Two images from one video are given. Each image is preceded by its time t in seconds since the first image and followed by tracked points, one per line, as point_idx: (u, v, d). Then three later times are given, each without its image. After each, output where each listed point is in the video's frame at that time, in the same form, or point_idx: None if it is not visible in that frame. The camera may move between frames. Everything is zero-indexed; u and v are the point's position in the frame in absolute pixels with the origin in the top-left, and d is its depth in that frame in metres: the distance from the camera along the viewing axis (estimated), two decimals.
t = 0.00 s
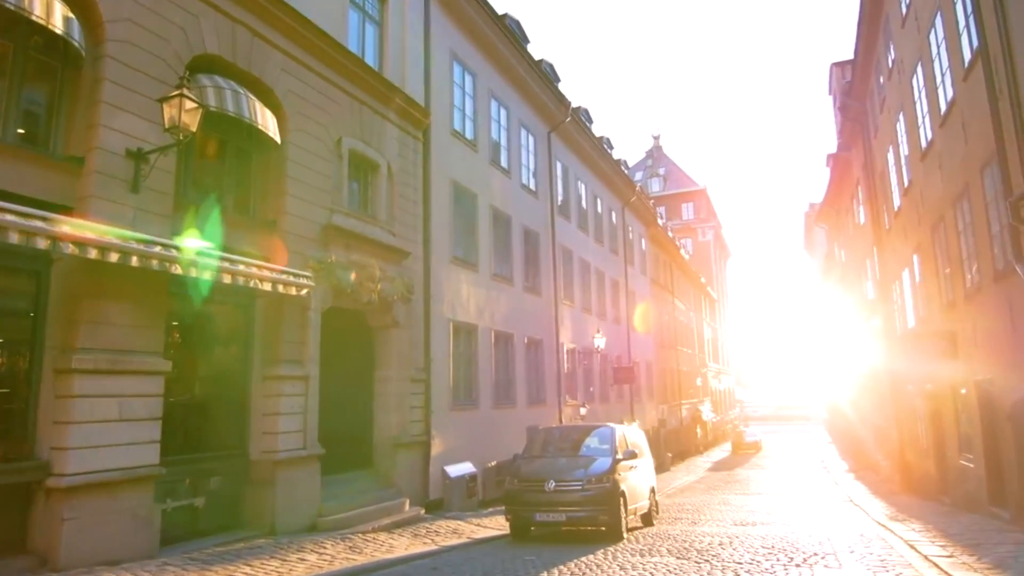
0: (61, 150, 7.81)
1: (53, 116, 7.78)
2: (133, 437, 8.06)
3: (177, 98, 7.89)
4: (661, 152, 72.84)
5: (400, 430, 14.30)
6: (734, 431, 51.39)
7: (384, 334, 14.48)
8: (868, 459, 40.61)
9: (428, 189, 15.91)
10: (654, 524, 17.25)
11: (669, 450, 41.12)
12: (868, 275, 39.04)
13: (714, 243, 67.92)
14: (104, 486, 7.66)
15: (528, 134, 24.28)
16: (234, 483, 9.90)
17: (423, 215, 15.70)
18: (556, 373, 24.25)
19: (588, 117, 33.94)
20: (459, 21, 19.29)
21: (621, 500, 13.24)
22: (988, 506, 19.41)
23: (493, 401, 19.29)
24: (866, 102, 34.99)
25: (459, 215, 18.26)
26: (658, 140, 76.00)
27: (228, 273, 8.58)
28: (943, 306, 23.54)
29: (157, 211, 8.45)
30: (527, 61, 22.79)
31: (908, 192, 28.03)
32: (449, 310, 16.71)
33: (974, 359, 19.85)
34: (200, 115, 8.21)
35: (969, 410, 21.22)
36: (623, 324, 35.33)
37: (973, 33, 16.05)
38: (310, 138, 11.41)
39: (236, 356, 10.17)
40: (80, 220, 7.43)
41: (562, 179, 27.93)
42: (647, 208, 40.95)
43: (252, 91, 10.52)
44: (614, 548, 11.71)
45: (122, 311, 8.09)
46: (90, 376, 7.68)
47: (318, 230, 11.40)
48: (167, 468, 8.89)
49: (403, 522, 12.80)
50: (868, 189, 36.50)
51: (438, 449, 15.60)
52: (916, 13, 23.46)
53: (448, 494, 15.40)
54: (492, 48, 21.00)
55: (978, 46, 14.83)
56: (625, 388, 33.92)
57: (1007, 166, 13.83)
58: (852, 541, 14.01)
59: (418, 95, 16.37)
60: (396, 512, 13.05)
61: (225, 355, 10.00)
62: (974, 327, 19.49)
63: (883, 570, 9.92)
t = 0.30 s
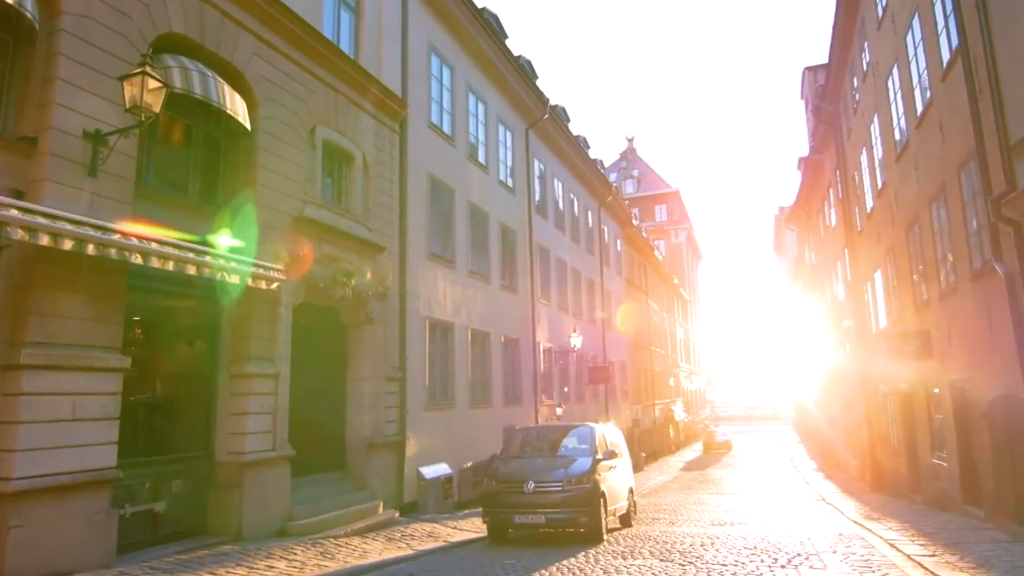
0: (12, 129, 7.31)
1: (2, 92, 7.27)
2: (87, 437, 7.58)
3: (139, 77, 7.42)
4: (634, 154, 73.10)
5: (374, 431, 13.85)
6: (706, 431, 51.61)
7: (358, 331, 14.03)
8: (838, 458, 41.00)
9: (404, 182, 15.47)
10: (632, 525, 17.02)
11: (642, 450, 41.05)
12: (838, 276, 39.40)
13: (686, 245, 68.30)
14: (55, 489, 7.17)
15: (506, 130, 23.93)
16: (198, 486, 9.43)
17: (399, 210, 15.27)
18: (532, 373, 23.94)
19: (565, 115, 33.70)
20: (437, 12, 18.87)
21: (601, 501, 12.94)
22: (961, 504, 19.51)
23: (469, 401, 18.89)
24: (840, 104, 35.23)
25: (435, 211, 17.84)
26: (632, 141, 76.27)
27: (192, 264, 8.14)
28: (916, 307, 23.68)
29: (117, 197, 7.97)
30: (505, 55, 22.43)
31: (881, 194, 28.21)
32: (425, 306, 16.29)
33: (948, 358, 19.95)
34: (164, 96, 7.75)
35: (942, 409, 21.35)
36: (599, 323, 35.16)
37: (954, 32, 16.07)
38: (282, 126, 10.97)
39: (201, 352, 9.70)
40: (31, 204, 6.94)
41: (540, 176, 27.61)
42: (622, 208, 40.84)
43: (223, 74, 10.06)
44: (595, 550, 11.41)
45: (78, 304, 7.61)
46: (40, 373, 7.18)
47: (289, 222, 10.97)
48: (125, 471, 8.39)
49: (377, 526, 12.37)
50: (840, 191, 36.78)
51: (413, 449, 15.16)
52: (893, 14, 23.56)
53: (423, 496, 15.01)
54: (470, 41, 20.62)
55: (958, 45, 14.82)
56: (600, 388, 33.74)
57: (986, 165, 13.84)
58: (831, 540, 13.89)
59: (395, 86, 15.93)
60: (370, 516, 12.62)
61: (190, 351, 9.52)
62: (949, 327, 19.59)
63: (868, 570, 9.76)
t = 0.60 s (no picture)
0: None
1: None
2: (38, 437, 7.13)
3: (96, 54, 7.00)
4: (609, 154, 73.24)
5: (347, 430, 13.45)
6: (679, 430, 51.82)
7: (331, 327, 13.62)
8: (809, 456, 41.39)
9: (380, 174, 15.08)
10: (609, 524, 16.81)
11: (617, 449, 41.02)
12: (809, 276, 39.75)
13: (659, 245, 68.60)
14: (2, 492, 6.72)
15: (483, 124, 23.60)
16: (161, 489, 8.99)
17: (374, 203, 14.88)
18: (508, 371, 23.65)
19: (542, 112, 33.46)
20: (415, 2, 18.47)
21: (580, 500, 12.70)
22: (934, 502, 19.65)
23: (445, 399, 18.55)
24: (813, 106, 35.47)
25: (411, 205, 17.47)
26: (606, 142, 76.43)
27: (155, 254, 7.68)
28: (890, 306, 23.85)
29: (75, 181, 7.54)
30: (483, 48, 22.11)
31: (855, 194, 28.41)
32: (400, 302, 15.91)
33: (921, 357, 20.09)
34: (126, 75, 7.34)
35: (914, 407, 21.51)
36: (574, 322, 35.00)
37: (932, 31, 16.12)
38: (251, 113, 10.54)
39: (164, 348, 9.25)
40: None
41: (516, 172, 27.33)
42: (598, 206, 40.73)
43: (189, 57, 9.62)
44: (575, 551, 11.16)
45: (30, 295, 7.16)
46: None
47: (259, 213, 10.55)
48: (81, 473, 7.94)
49: (349, 528, 12.00)
50: (812, 192, 37.05)
51: (387, 449, 14.78)
52: (869, 15, 23.67)
53: (397, 497, 14.69)
54: (448, 33, 20.26)
55: (936, 44, 14.84)
56: (575, 387, 33.59)
57: (964, 164, 13.85)
58: (808, 537, 13.81)
59: (370, 75, 15.51)
60: (342, 517, 12.24)
61: (152, 346, 9.07)
62: (922, 325, 19.72)
63: (851, 569, 9.62)
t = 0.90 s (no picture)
0: None
1: None
2: None
3: (44, 21, 6.50)
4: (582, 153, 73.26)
5: (316, 427, 12.97)
6: (650, 428, 51.94)
7: (300, 321, 13.11)
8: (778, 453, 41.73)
9: (353, 164, 14.60)
10: (585, 523, 16.53)
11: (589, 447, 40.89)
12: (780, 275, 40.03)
13: (632, 244, 68.81)
14: None
15: (458, 117, 23.18)
16: (116, 491, 8.47)
17: (347, 193, 14.40)
18: (482, 368, 23.27)
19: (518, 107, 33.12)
20: None
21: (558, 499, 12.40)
22: (906, 497, 19.72)
23: (418, 396, 18.11)
24: (786, 105, 35.64)
25: (385, 197, 17.01)
26: (579, 140, 76.44)
27: (109, 239, 7.16)
28: (863, 304, 23.96)
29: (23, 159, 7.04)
30: (459, 39, 21.70)
31: (828, 193, 28.54)
32: (372, 296, 15.45)
33: (895, 353, 20.16)
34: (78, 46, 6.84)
35: (886, 404, 21.62)
36: (548, 319, 34.74)
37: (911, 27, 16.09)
38: (216, 93, 10.03)
39: (121, 340, 8.72)
40: None
41: (492, 167, 26.96)
42: (572, 204, 40.54)
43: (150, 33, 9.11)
44: (554, 552, 10.85)
45: None
46: None
47: (224, 200, 10.05)
48: (27, 475, 7.42)
49: (318, 530, 11.54)
50: (784, 191, 37.29)
51: (358, 447, 14.32)
52: (844, 14, 23.73)
53: (369, 497, 14.21)
54: (424, 21, 19.82)
55: (915, 40, 14.80)
56: (549, 384, 33.35)
57: (942, 160, 13.82)
58: (786, 535, 13.67)
59: (343, 61, 15.02)
60: (310, 519, 11.77)
61: (108, 339, 8.54)
62: (896, 322, 19.78)
63: (834, 567, 9.44)
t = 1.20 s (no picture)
0: None
1: None
2: None
3: None
4: (561, 150, 73.10)
5: (292, 424, 12.55)
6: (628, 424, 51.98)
7: (275, 314, 12.69)
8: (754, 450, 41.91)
9: (331, 153, 14.17)
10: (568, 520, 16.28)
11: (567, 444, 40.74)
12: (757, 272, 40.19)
13: (610, 241, 68.80)
14: None
15: (439, 109, 22.76)
16: (79, 492, 8.04)
17: (324, 183, 13.97)
18: (461, 364, 22.92)
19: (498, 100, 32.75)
20: None
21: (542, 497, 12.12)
22: (886, 493, 19.76)
23: (396, 392, 17.71)
24: (765, 103, 35.69)
25: (364, 188, 16.58)
26: (558, 137, 76.27)
27: (70, 224, 6.72)
28: (843, 301, 23.97)
29: None
30: (441, 28, 21.28)
31: (807, 189, 28.57)
32: (351, 290, 15.03)
33: (876, 349, 20.16)
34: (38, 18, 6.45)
35: (866, 401, 21.65)
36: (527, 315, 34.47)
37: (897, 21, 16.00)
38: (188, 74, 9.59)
39: (84, 332, 8.28)
40: None
41: (472, 160, 26.57)
42: (552, 200, 40.29)
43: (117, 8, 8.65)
44: (539, 551, 10.57)
45: None
46: None
47: (196, 187, 9.63)
48: None
49: (294, 530, 11.15)
50: (763, 189, 37.38)
51: (335, 444, 13.92)
52: (827, 10, 23.69)
53: (346, 495, 13.80)
54: (405, 9, 19.39)
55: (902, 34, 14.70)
56: (528, 381, 33.09)
57: (928, 155, 13.75)
58: (770, 532, 13.53)
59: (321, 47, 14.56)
60: (285, 519, 11.36)
61: (70, 331, 8.09)
62: (877, 319, 19.77)
63: (824, 564, 9.27)
